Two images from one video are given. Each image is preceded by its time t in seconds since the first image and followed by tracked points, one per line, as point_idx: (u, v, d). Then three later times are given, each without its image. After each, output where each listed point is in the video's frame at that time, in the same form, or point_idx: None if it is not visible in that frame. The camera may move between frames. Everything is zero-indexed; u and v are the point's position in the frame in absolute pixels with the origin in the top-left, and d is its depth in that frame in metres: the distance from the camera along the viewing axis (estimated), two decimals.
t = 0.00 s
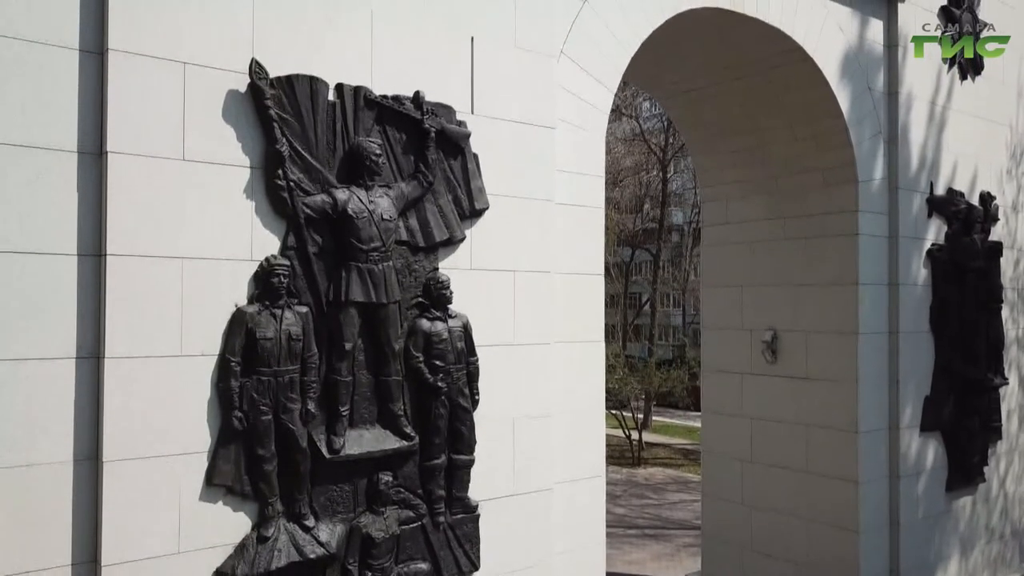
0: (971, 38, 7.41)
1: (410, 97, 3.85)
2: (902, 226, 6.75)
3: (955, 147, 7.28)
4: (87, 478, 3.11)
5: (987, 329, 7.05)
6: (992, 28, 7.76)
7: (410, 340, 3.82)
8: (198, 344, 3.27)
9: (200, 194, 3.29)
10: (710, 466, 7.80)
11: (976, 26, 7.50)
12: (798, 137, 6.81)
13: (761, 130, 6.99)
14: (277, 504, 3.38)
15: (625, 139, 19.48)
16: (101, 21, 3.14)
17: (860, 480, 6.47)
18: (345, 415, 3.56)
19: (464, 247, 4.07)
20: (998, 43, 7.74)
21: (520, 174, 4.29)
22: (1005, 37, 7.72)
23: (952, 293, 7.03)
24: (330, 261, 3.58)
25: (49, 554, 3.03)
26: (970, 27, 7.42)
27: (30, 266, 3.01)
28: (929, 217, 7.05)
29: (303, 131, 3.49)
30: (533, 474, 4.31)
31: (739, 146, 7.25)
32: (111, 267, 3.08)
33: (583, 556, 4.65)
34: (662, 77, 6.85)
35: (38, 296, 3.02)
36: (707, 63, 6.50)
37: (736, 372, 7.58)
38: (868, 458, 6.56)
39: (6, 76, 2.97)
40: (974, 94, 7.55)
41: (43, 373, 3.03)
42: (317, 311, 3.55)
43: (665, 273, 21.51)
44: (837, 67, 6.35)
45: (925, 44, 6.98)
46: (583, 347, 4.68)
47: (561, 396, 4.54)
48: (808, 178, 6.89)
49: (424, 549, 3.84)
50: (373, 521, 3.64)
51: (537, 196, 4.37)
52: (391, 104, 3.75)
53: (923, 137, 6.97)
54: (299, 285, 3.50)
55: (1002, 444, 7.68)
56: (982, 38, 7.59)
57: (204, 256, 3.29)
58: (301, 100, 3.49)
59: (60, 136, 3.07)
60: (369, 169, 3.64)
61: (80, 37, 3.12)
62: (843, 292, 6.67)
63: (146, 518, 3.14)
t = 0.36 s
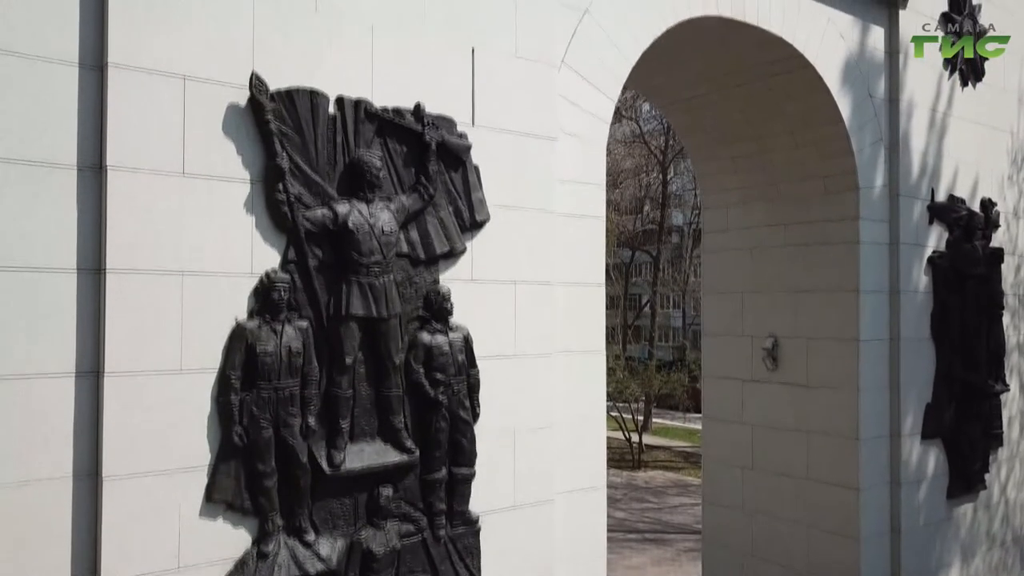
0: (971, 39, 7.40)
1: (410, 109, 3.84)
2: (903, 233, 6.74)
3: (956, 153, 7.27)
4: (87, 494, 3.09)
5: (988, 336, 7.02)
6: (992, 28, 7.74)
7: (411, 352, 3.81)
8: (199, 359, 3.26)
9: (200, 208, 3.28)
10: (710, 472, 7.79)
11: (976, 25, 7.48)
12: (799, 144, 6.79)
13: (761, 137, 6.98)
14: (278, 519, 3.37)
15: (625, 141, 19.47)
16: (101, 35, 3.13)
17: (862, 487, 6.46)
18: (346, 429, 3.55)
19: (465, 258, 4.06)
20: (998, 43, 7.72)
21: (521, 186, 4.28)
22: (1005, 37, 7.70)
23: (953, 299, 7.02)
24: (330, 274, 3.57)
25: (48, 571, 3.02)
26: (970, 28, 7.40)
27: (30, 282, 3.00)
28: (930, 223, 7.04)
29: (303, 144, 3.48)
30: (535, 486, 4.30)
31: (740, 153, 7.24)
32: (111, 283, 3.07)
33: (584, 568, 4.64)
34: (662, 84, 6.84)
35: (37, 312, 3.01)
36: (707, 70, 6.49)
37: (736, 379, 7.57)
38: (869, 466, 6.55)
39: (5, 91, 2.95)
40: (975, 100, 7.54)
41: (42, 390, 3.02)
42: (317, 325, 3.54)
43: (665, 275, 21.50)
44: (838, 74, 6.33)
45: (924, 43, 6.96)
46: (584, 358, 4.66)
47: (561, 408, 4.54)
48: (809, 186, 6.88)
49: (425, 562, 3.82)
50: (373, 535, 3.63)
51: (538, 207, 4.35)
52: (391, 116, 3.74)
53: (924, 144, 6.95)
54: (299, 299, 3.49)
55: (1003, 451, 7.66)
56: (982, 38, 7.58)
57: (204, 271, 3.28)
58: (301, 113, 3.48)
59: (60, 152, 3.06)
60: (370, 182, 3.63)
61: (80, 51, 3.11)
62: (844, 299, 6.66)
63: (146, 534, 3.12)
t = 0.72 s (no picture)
0: (971, 36, 7.37)
1: (411, 122, 3.82)
2: (904, 240, 6.72)
3: (957, 159, 7.26)
4: (86, 513, 3.07)
5: (989, 343, 7.01)
6: (992, 28, 7.72)
7: (411, 366, 3.79)
8: (199, 375, 3.25)
9: (200, 224, 3.27)
10: (711, 479, 7.78)
11: (976, 26, 7.46)
12: (800, 151, 6.78)
13: (762, 144, 6.98)
14: (277, 535, 3.35)
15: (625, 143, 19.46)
16: (101, 50, 3.11)
17: (863, 496, 6.44)
18: (346, 444, 3.54)
19: (465, 271, 4.05)
20: (998, 43, 7.71)
21: (522, 197, 4.27)
22: (1005, 38, 7.68)
23: (954, 306, 7.01)
24: (330, 288, 3.56)
25: None
26: (970, 27, 7.38)
27: (27, 300, 2.98)
28: (931, 231, 7.02)
29: (303, 159, 3.47)
30: (536, 499, 4.28)
31: (740, 160, 7.23)
32: (111, 300, 3.05)
33: None
34: (663, 91, 6.83)
35: (37, 329, 3.00)
36: (708, 78, 6.48)
37: (738, 386, 7.56)
38: (871, 474, 6.53)
39: (5, 108, 2.94)
40: (976, 106, 7.52)
41: (41, 407, 3.00)
42: (317, 339, 3.52)
43: (665, 276, 21.49)
44: (839, 81, 6.31)
45: (925, 44, 6.94)
46: (585, 369, 4.65)
47: (562, 420, 4.52)
48: (810, 193, 6.87)
49: None
50: (373, 550, 3.61)
51: (539, 219, 4.34)
52: (391, 129, 3.73)
53: (926, 151, 6.93)
54: (299, 314, 3.47)
55: (1004, 457, 7.65)
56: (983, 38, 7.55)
57: (204, 286, 3.27)
58: (301, 127, 3.47)
59: (59, 168, 3.05)
60: (370, 196, 3.61)
61: (79, 67, 3.09)
62: (845, 306, 6.64)
63: (145, 552, 3.11)
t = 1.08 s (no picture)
0: (971, 38, 7.36)
1: (411, 134, 3.81)
2: (905, 247, 6.71)
3: (958, 166, 7.24)
4: (84, 529, 3.06)
5: (990, 350, 6.99)
6: (992, 28, 7.70)
7: (411, 379, 3.78)
8: (198, 390, 3.23)
9: (200, 238, 3.25)
10: (711, 485, 7.77)
11: (976, 26, 7.45)
12: (801, 157, 6.76)
13: (763, 151, 6.97)
14: (277, 550, 3.34)
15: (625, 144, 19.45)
16: (99, 63, 3.10)
17: (864, 504, 6.42)
18: (346, 458, 3.52)
19: (466, 283, 4.04)
20: (998, 43, 7.68)
21: (523, 208, 4.25)
22: (1006, 38, 7.66)
23: (955, 313, 6.99)
24: (330, 302, 3.54)
25: None
26: (970, 28, 7.37)
27: (25, 317, 2.97)
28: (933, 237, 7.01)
29: (303, 172, 3.46)
30: (537, 510, 4.27)
31: (741, 166, 7.22)
32: (110, 315, 3.04)
33: None
34: (663, 97, 6.81)
35: (35, 345, 2.98)
36: (710, 84, 6.47)
37: (738, 393, 7.54)
38: (872, 482, 6.51)
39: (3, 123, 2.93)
40: (977, 112, 7.51)
41: (40, 424, 2.99)
42: (317, 353, 3.51)
43: (665, 278, 21.47)
44: (840, 89, 6.30)
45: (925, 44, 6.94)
46: (586, 379, 4.64)
47: (562, 430, 4.51)
48: (810, 200, 6.86)
49: None
50: (373, 564, 3.59)
51: (539, 230, 4.33)
52: (392, 142, 3.72)
53: (926, 157, 6.92)
54: (299, 328, 3.46)
55: (1005, 464, 7.62)
56: (983, 38, 7.53)
57: (203, 301, 3.25)
58: (301, 140, 3.45)
59: (58, 183, 3.03)
60: (370, 209, 3.60)
61: (78, 82, 3.08)
62: (846, 314, 6.63)
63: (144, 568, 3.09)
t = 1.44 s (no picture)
0: (971, 40, 7.34)
1: (412, 147, 3.79)
2: (906, 255, 6.70)
3: (959, 172, 7.22)
4: (83, 548, 3.04)
5: (991, 356, 6.96)
6: (992, 29, 7.64)
7: (412, 393, 3.77)
8: (198, 407, 3.22)
9: (199, 255, 3.24)
10: (712, 492, 7.76)
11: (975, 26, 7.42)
12: (802, 165, 6.75)
13: (764, 159, 6.96)
14: (277, 567, 3.32)
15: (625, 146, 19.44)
16: (98, 79, 3.08)
17: (865, 512, 6.40)
18: (346, 473, 3.51)
19: (467, 295, 4.02)
20: (998, 43, 7.63)
21: (524, 220, 4.24)
22: (1006, 38, 7.61)
23: (957, 321, 6.97)
24: (331, 316, 3.53)
25: None
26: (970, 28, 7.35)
27: (23, 335, 2.95)
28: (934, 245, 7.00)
29: (303, 186, 3.44)
30: (537, 523, 4.25)
31: (742, 173, 7.21)
32: (108, 333, 3.02)
33: None
34: (664, 104, 6.80)
35: (34, 364, 2.97)
36: (711, 92, 6.45)
37: (739, 400, 7.53)
38: (873, 491, 6.49)
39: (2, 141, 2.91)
40: (978, 118, 7.49)
41: (39, 443, 2.97)
42: (317, 368, 3.49)
43: (665, 280, 21.45)
44: (841, 96, 6.28)
45: (925, 45, 6.92)
46: (586, 391, 4.63)
47: (563, 443, 4.50)
48: (811, 208, 6.85)
49: None
50: None
51: (539, 242, 4.31)
52: (392, 155, 3.70)
53: (927, 164, 6.90)
54: (299, 343, 3.44)
55: (1006, 471, 7.60)
56: (982, 38, 7.49)
57: (203, 317, 3.24)
58: (301, 155, 3.44)
59: (56, 200, 3.02)
60: (370, 222, 3.58)
61: (76, 98, 3.06)
62: (847, 322, 6.61)
63: None
